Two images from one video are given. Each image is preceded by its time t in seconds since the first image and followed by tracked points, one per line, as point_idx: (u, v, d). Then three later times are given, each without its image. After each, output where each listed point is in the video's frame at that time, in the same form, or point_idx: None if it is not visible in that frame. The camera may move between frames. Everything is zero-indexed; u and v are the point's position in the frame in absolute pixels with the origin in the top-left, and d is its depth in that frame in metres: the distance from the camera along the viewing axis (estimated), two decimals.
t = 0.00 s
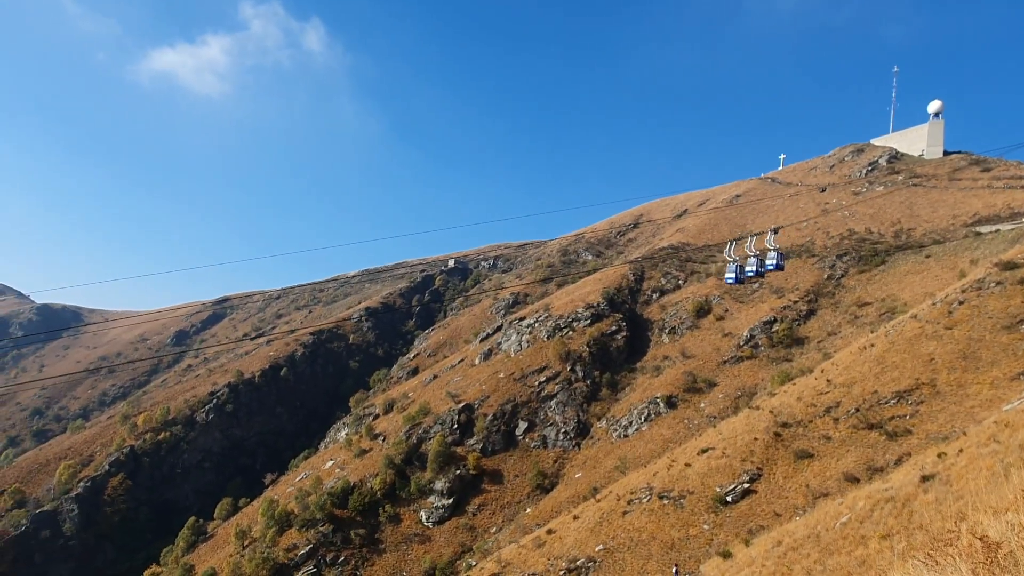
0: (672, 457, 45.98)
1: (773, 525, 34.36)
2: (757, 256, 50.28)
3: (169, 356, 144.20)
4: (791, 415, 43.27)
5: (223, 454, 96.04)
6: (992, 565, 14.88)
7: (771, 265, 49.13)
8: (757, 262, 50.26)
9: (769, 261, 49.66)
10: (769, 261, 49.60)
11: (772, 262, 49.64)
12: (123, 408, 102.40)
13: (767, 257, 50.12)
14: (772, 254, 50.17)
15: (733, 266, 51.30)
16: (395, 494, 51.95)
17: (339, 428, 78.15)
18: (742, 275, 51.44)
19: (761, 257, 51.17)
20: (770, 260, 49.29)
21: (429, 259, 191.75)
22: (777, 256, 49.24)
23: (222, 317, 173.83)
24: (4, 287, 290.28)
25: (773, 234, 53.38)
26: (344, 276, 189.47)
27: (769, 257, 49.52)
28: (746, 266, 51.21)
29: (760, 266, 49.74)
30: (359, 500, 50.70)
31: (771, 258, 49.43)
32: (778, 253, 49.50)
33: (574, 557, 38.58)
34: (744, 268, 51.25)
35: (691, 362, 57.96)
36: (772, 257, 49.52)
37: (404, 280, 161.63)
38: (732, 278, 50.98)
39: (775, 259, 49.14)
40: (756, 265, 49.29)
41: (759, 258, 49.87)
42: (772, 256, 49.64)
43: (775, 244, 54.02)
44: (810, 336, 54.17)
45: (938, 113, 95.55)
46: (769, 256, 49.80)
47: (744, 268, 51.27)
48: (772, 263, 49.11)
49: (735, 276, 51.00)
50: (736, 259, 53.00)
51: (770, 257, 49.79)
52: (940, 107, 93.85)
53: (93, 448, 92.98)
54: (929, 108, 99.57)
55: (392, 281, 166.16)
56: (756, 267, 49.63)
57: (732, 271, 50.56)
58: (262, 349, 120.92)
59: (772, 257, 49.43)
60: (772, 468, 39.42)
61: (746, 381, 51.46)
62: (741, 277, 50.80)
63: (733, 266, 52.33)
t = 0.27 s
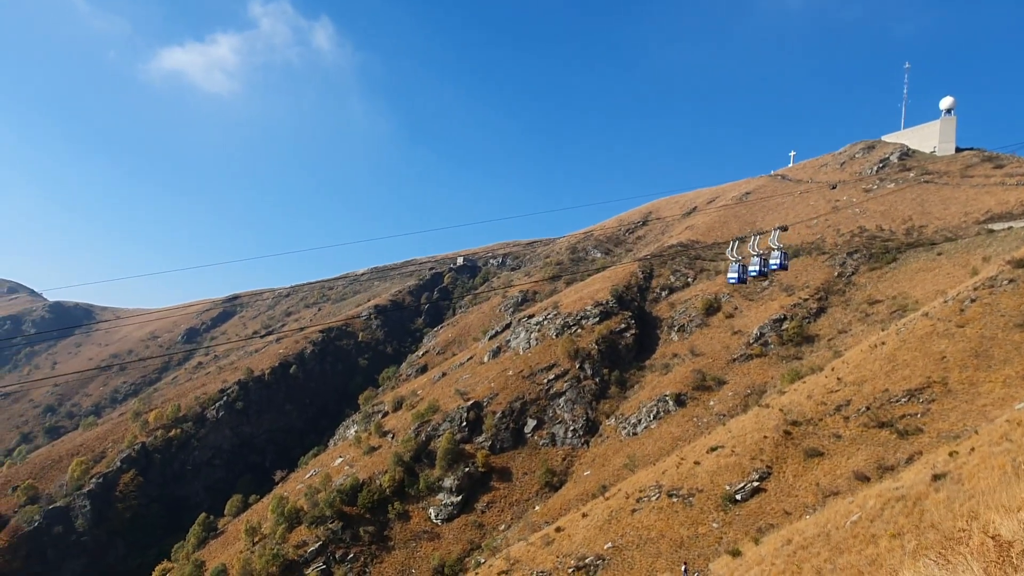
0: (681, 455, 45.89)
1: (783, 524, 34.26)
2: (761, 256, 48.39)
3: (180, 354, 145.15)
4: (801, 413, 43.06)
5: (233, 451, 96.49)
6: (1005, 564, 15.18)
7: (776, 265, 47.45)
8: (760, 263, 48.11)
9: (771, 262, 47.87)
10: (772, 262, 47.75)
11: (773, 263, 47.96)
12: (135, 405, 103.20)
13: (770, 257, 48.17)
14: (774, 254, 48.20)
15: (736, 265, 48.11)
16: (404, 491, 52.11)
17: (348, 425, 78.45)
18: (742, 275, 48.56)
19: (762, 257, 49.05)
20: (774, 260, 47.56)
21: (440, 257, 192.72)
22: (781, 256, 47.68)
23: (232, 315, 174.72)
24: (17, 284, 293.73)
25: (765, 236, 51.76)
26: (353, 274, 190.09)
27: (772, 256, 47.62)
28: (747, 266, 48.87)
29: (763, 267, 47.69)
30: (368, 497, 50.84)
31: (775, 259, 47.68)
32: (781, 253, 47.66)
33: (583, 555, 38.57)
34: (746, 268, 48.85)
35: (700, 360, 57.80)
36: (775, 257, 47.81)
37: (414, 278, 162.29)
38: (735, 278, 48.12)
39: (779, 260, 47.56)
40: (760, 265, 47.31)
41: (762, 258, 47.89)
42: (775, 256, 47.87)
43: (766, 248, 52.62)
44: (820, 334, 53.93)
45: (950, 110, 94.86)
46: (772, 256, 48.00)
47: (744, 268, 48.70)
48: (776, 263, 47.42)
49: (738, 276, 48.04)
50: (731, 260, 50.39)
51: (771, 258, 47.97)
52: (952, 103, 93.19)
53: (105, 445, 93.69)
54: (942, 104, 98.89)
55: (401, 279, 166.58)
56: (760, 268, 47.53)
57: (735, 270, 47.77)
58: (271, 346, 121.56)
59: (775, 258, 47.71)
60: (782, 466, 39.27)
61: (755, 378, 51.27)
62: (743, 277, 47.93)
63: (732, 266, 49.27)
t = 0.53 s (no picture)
0: (691, 454, 45.75)
1: (794, 523, 34.09)
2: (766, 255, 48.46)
3: (191, 352, 146.27)
4: (812, 412, 42.83)
5: (244, 448, 96.70)
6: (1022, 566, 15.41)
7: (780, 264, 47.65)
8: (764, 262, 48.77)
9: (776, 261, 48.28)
10: (778, 260, 47.79)
11: (779, 262, 48.24)
12: (147, 402, 104.10)
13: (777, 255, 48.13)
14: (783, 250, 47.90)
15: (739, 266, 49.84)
16: (414, 489, 52.20)
17: (358, 423, 78.74)
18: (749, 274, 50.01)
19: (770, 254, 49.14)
20: (779, 259, 47.77)
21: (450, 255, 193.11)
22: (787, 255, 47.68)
23: (242, 313, 175.75)
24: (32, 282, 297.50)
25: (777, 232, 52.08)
26: (362, 272, 190.69)
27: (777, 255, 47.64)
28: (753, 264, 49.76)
29: (768, 266, 48.35)
30: (378, 494, 50.96)
31: (779, 258, 47.97)
32: (787, 251, 47.41)
33: (593, 554, 38.53)
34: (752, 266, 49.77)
35: (710, 358, 57.58)
36: (781, 255, 48.04)
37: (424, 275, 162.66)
38: (738, 278, 49.70)
39: (784, 259, 47.70)
40: (761, 265, 47.80)
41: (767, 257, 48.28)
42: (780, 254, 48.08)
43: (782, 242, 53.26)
44: (831, 332, 53.62)
45: (963, 106, 94.05)
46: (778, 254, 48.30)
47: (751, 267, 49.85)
48: (781, 262, 47.64)
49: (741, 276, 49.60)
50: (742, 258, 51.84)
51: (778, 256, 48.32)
52: (965, 100, 92.40)
53: (117, 442, 94.66)
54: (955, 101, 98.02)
55: (410, 277, 167.01)
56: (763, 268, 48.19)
57: (736, 272, 49.42)
58: (281, 345, 122.10)
59: (780, 256, 47.97)
60: (792, 466, 39.08)
61: (766, 377, 51.07)
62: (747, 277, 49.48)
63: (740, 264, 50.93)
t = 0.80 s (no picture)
0: (700, 452, 45.64)
1: (803, 521, 33.94)
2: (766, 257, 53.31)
3: (201, 350, 147.21)
4: (822, 410, 42.61)
5: (255, 446, 97.22)
6: None
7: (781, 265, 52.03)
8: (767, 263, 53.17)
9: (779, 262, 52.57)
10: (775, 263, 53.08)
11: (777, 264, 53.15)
12: (158, 400, 104.98)
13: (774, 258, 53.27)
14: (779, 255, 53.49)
15: (743, 266, 54.30)
16: (423, 487, 52.35)
17: (367, 421, 79.04)
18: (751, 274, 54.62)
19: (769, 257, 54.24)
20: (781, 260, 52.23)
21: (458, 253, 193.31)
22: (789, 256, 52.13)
23: (252, 311, 176.58)
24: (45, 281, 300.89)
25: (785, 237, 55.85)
26: (371, 270, 191.20)
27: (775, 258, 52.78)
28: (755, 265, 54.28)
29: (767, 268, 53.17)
30: (387, 492, 51.12)
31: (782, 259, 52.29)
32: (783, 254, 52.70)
33: (602, 552, 38.51)
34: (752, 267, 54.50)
35: (720, 356, 57.41)
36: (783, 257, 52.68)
37: (433, 274, 162.95)
38: (741, 277, 54.20)
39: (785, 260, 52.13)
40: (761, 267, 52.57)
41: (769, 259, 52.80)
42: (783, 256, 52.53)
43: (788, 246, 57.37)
44: (842, 330, 53.33)
45: (975, 102, 93.33)
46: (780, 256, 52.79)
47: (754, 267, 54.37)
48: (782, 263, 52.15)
49: (744, 276, 54.16)
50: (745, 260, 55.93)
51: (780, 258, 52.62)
52: (977, 95, 91.73)
53: (129, 439, 95.75)
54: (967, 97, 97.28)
55: (419, 275, 167.33)
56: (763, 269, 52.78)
57: (739, 272, 53.80)
58: (291, 343, 122.68)
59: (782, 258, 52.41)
60: (802, 464, 38.92)
61: (775, 375, 50.88)
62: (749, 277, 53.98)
63: (742, 265, 55.52)
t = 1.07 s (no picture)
0: (710, 451, 45.52)
1: (814, 520, 33.77)
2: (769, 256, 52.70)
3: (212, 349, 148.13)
4: (832, 409, 42.39)
5: (265, 444, 97.76)
6: None
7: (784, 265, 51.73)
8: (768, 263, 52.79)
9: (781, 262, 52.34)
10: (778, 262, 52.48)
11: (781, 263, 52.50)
12: (169, 399, 105.80)
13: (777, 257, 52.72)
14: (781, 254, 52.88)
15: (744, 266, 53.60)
16: (432, 485, 52.49)
17: (377, 419, 79.30)
18: (752, 273, 54.00)
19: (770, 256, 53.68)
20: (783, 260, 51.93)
21: (467, 252, 193.54)
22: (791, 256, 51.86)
23: (262, 310, 177.56)
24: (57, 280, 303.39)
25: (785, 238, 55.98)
26: (380, 269, 191.75)
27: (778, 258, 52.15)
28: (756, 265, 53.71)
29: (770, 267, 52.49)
30: (397, 490, 51.28)
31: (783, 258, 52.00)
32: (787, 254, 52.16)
33: (611, 550, 38.48)
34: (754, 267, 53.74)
35: (730, 355, 57.21)
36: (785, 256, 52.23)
37: (442, 272, 163.25)
38: (742, 277, 53.48)
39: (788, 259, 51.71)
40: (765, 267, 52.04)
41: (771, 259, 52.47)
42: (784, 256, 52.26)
43: (790, 245, 57.88)
44: (852, 328, 53.02)
45: (988, 98, 92.52)
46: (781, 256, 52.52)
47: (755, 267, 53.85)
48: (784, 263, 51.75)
49: (745, 276, 53.42)
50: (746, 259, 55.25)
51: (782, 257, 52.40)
52: (990, 92, 90.95)
53: (140, 437, 96.55)
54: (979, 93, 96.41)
55: (428, 274, 167.69)
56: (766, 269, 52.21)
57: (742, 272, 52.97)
58: (300, 342, 123.17)
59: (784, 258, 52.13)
60: (813, 463, 38.75)
61: (785, 373, 50.67)
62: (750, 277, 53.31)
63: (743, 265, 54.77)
